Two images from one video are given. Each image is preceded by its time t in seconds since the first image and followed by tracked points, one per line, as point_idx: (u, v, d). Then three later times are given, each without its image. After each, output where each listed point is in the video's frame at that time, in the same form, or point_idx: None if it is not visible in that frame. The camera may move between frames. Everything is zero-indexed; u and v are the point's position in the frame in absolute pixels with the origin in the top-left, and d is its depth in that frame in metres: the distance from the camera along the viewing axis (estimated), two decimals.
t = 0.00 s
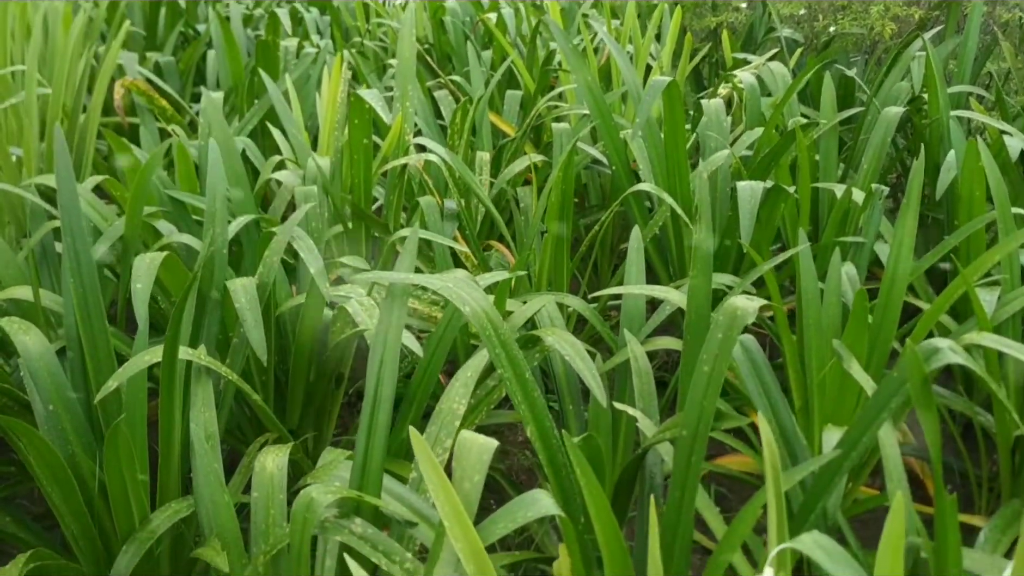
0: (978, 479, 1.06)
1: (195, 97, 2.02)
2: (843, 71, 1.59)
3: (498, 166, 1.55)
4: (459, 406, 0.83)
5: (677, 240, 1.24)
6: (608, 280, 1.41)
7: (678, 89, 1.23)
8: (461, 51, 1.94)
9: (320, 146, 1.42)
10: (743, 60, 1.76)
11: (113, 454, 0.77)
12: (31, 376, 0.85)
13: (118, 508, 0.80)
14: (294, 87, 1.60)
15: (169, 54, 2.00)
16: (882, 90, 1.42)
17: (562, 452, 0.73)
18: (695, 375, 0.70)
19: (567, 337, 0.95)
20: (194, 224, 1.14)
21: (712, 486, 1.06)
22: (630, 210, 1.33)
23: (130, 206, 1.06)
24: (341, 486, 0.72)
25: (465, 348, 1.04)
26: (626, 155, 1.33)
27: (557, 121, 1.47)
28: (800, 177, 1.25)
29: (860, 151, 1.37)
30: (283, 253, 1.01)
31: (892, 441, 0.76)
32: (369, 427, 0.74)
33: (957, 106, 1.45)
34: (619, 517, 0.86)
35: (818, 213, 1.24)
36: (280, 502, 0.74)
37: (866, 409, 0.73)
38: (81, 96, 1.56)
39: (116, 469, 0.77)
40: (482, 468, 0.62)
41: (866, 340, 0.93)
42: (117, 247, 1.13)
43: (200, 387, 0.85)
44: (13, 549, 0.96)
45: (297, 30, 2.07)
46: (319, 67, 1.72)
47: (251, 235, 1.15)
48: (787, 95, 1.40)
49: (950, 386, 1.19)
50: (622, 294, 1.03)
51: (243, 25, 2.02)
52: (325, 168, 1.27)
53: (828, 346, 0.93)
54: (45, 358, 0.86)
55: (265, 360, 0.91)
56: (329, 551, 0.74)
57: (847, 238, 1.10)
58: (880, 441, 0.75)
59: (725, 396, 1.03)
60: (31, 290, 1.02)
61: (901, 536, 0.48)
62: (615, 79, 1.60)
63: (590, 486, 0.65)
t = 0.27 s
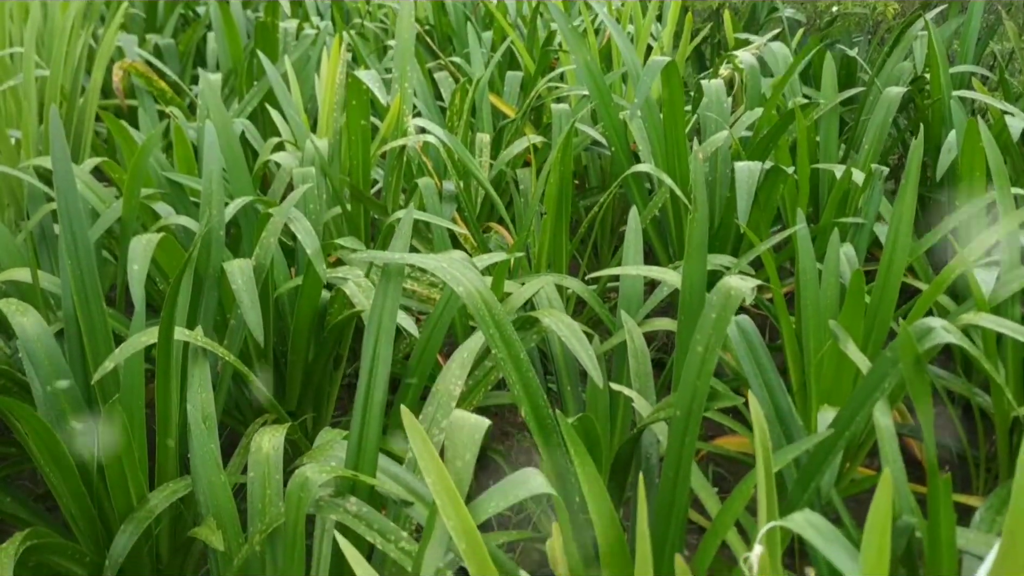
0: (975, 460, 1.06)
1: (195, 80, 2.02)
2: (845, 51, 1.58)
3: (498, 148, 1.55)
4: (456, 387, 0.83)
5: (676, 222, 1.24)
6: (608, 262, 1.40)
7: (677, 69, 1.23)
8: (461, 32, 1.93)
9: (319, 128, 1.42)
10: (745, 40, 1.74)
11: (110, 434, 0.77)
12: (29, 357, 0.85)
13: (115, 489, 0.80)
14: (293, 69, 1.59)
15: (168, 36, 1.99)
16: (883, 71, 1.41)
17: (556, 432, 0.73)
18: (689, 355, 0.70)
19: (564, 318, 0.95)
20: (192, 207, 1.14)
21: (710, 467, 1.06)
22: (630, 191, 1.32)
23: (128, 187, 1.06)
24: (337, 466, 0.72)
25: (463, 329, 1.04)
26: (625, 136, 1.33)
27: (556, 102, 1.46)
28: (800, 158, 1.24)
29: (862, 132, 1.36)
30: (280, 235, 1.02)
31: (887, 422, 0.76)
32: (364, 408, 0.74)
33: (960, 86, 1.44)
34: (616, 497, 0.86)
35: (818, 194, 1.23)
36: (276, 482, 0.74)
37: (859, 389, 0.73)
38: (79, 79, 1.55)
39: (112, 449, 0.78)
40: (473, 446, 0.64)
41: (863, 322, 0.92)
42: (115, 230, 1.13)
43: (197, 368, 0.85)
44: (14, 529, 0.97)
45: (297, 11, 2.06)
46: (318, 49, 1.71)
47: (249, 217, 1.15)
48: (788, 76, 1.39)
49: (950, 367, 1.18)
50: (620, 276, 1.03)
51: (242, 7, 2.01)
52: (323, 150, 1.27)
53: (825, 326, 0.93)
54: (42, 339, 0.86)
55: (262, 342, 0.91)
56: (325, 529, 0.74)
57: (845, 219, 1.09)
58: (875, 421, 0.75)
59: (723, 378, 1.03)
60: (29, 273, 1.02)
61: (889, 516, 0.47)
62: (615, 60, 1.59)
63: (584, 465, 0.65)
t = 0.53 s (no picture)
0: (973, 441, 1.06)
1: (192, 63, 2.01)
2: (845, 33, 1.57)
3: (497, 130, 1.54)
4: (453, 367, 0.83)
5: (675, 204, 1.24)
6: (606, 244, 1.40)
7: (675, 50, 1.22)
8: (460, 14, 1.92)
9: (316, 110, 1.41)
10: (745, 23, 1.73)
11: (107, 413, 0.77)
12: (26, 337, 0.85)
13: (113, 467, 0.80)
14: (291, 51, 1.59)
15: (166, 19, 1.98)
16: (883, 52, 1.40)
17: (553, 410, 0.73)
18: (685, 335, 0.70)
19: (561, 299, 0.95)
20: (189, 189, 1.14)
21: (708, 448, 1.07)
22: (628, 173, 1.32)
23: (124, 169, 1.06)
24: (334, 444, 0.72)
25: (460, 310, 1.04)
26: (624, 118, 1.32)
27: (555, 84, 1.45)
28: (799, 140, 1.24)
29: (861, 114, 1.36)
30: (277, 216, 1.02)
31: (883, 401, 0.76)
32: (361, 387, 0.74)
33: (961, 68, 1.43)
34: (612, 478, 0.86)
35: (817, 176, 1.23)
36: (273, 461, 0.74)
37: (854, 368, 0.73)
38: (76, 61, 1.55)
39: (110, 427, 0.78)
40: (468, 424, 0.64)
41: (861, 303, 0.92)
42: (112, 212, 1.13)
43: (194, 348, 0.85)
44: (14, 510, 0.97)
45: None
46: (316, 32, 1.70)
47: (246, 198, 1.15)
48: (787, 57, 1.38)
49: (948, 350, 1.18)
50: (618, 257, 1.02)
51: None
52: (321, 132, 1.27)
53: (822, 307, 0.93)
54: (39, 320, 0.86)
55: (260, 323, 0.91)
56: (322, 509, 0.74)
57: (844, 200, 1.09)
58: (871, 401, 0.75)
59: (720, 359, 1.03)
60: (27, 254, 1.02)
61: (880, 490, 0.45)
62: (615, 41, 1.58)
63: (580, 443, 0.65)
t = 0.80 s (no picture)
0: (972, 423, 1.07)
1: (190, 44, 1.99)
2: (848, 14, 1.56)
3: (497, 112, 1.54)
4: (454, 348, 0.83)
5: (676, 185, 1.23)
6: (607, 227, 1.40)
7: (677, 31, 1.22)
8: None
9: (315, 91, 1.41)
10: (746, 4, 1.72)
11: (107, 392, 0.77)
12: (27, 317, 0.85)
13: (115, 446, 0.80)
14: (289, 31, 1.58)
15: None
16: (886, 33, 1.39)
17: (554, 390, 0.73)
18: (686, 315, 0.70)
19: (562, 280, 0.95)
20: (189, 169, 1.14)
21: (708, 430, 1.07)
22: (629, 155, 1.32)
23: (124, 149, 1.06)
24: (335, 424, 0.72)
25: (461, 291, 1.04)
26: (625, 99, 1.32)
27: (556, 65, 1.45)
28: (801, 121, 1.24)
29: (863, 95, 1.35)
30: (276, 196, 1.02)
31: (884, 382, 0.76)
32: (361, 367, 0.74)
33: (963, 49, 1.42)
34: (613, 458, 0.86)
35: (819, 158, 1.23)
36: (275, 440, 0.74)
37: (855, 348, 0.74)
38: (73, 41, 1.54)
39: (111, 406, 0.78)
40: (470, 402, 0.64)
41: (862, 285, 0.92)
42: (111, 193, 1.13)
43: (195, 328, 0.85)
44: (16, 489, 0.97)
45: None
46: (315, 13, 1.69)
47: (246, 179, 1.14)
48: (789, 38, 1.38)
49: (949, 331, 1.18)
50: (619, 238, 1.02)
51: None
52: (320, 113, 1.26)
53: (823, 287, 0.93)
54: (40, 300, 0.86)
55: (260, 303, 0.91)
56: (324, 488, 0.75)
57: (845, 182, 1.09)
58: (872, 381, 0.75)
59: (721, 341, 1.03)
60: (26, 235, 1.02)
61: (882, 470, 0.45)
62: (616, 22, 1.57)
63: (581, 422, 0.65)
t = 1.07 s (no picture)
0: (972, 413, 1.07)
1: (189, 33, 1.99)
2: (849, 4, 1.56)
3: (497, 101, 1.53)
4: (454, 336, 0.83)
5: (677, 174, 1.23)
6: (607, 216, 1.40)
7: (678, 19, 1.21)
8: None
9: (315, 80, 1.40)
10: None
11: (108, 379, 0.77)
12: (27, 305, 0.85)
13: (116, 434, 0.80)
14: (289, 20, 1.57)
15: None
16: (887, 22, 1.39)
17: (555, 377, 0.73)
18: (687, 302, 0.71)
19: (562, 269, 0.94)
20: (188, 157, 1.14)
21: (709, 419, 1.07)
22: (630, 144, 1.31)
23: (123, 137, 1.05)
24: (337, 411, 0.72)
25: (461, 280, 1.04)
26: (625, 88, 1.31)
27: (556, 54, 1.44)
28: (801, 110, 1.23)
29: (864, 85, 1.35)
30: (277, 184, 1.01)
31: (885, 370, 0.76)
32: (363, 354, 0.74)
33: (964, 39, 1.42)
34: (614, 447, 0.86)
35: (820, 147, 1.23)
36: (276, 427, 0.74)
37: (856, 335, 0.74)
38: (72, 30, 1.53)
39: (113, 394, 0.78)
40: (472, 388, 0.65)
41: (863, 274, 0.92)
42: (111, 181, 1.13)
43: (196, 316, 0.85)
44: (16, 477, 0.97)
45: None
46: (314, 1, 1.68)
47: (246, 167, 1.14)
48: (790, 27, 1.37)
49: (949, 321, 1.19)
50: (620, 227, 1.02)
51: None
52: (320, 101, 1.26)
53: (824, 276, 0.92)
54: (39, 288, 0.86)
55: (261, 291, 0.91)
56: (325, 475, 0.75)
57: (846, 171, 1.09)
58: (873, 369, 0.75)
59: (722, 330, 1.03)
60: (25, 222, 1.02)
61: (884, 456, 0.45)
62: (616, 11, 1.56)
63: (583, 409, 0.65)
